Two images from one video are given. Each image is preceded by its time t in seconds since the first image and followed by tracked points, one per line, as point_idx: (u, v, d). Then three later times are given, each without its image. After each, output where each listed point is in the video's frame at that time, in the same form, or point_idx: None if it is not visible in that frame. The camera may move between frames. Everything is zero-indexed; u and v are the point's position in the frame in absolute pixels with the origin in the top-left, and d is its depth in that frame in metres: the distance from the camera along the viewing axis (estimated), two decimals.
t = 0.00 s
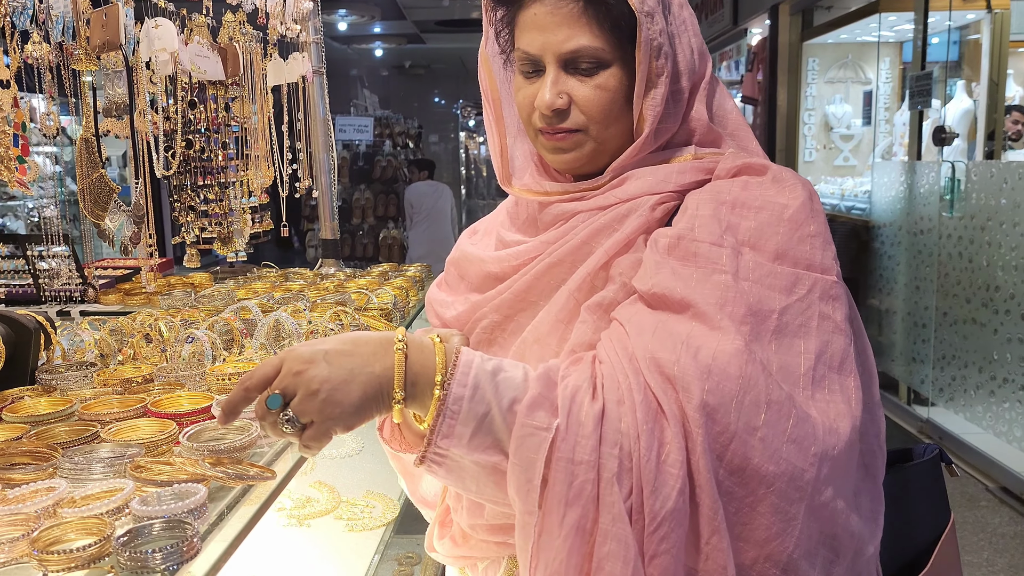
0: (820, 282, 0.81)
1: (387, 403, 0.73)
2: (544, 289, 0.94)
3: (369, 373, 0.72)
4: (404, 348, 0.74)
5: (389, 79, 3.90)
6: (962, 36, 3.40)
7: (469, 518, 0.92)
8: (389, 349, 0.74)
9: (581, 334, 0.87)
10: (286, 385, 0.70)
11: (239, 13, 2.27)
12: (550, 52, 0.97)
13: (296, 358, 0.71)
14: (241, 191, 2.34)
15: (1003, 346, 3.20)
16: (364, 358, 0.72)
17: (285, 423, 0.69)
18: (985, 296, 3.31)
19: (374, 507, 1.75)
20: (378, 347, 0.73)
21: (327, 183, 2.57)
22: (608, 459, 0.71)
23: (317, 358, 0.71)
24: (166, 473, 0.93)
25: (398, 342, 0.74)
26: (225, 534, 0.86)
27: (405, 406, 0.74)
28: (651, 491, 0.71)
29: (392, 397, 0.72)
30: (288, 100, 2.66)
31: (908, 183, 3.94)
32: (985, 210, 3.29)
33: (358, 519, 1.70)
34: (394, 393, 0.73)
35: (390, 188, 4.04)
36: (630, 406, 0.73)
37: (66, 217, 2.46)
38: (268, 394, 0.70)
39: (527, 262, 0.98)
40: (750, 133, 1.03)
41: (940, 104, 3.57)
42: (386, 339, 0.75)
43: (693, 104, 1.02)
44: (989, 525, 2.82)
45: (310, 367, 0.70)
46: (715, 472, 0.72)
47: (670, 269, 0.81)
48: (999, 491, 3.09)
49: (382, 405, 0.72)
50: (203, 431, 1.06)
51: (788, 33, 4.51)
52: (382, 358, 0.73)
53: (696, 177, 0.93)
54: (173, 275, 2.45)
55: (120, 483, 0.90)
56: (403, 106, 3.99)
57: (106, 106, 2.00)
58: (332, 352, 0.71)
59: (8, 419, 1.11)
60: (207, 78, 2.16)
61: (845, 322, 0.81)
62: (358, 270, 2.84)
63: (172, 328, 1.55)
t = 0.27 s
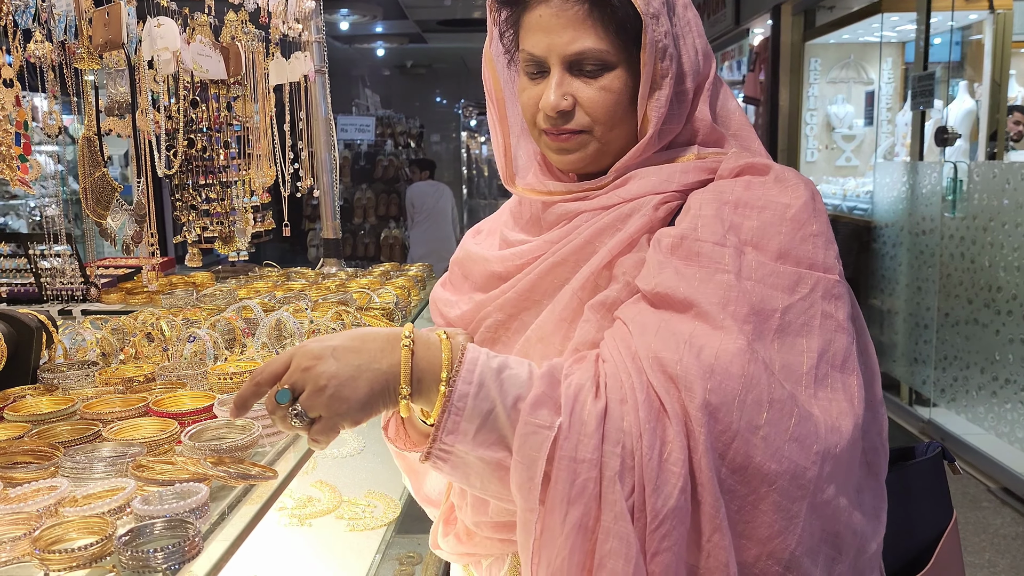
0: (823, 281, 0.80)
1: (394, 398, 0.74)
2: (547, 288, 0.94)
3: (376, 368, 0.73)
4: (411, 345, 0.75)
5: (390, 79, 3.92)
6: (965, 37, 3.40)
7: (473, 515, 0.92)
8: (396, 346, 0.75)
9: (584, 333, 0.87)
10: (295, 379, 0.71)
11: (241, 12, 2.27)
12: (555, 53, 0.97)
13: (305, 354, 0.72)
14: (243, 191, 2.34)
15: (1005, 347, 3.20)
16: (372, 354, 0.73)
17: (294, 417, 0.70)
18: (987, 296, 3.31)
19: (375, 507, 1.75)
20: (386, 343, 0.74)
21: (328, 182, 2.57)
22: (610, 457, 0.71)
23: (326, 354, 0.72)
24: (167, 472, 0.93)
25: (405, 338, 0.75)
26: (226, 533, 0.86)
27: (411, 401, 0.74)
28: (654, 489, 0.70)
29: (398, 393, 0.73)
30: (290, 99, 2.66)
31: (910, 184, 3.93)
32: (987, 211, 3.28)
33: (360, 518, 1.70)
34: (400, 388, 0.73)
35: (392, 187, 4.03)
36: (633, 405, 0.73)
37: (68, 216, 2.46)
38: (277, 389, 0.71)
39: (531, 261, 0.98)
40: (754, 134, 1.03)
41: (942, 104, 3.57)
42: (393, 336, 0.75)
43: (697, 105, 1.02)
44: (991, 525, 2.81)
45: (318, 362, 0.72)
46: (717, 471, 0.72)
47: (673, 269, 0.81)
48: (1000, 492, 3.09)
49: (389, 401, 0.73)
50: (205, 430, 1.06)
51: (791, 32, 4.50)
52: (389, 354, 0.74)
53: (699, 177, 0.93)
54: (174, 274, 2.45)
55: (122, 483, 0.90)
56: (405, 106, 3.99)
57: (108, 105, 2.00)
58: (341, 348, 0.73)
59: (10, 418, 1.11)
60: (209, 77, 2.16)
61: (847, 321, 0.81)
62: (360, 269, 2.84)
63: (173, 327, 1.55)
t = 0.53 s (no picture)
0: (823, 280, 0.80)
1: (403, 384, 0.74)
2: (551, 288, 0.94)
3: (387, 351, 0.73)
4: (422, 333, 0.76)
5: (392, 79, 3.93)
6: (967, 38, 3.39)
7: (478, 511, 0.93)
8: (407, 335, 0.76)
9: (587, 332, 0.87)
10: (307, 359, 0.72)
11: (243, 12, 2.28)
12: (558, 57, 0.97)
13: (319, 335, 0.73)
14: (245, 191, 2.34)
15: (1007, 348, 3.19)
16: (383, 339, 0.74)
17: (304, 393, 0.70)
18: (990, 297, 3.30)
19: (377, 507, 1.75)
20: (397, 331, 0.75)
21: (330, 183, 2.57)
22: (610, 450, 0.71)
23: (339, 335, 0.73)
24: (169, 472, 0.93)
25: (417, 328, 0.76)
26: (230, 533, 0.85)
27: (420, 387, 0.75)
28: (654, 481, 0.70)
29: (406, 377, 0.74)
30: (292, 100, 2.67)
31: (912, 185, 3.93)
32: (990, 212, 3.28)
33: (361, 519, 1.70)
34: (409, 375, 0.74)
35: (392, 188, 4.04)
36: (632, 399, 0.73)
37: (70, 216, 2.46)
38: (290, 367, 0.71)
39: (535, 259, 0.98)
40: (756, 137, 1.03)
41: (945, 105, 3.57)
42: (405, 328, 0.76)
43: (699, 107, 1.01)
44: (993, 527, 2.80)
45: (330, 343, 0.72)
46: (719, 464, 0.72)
47: (676, 267, 0.81)
48: (1002, 493, 3.08)
49: (397, 385, 0.74)
50: (207, 431, 1.06)
51: (792, 34, 4.54)
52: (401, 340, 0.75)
53: (702, 177, 0.92)
54: (176, 275, 2.45)
55: (124, 484, 0.91)
56: (407, 107, 3.99)
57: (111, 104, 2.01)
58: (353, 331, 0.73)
59: (12, 419, 1.11)
60: (212, 78, 2.16)
61: (848, 319, 0.81)
62: (362, 270, 2.85)
63: (176, 328, 1.55)
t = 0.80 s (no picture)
0: (822, 278, 0.80)
1: (406, 381, 0.82)
2: (556, 288, 0.94)
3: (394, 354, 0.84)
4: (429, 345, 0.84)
5: (394, 81, 3.90)
6: (969, 39, 3.39)
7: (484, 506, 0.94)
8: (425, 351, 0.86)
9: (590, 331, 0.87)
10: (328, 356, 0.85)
11: (246, 14, 2.28)
12: (557, 68, 0.97)
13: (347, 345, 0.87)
14: (248, 193, 2.34)
15: (1010, 349, 3.18)
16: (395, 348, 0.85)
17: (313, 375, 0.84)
18: (992, 299, 3.30)
19: (379, 508, 1.75)
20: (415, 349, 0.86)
21: (332, 184, 2.58)
22: (589, 445, 0.73)
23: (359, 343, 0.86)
24: (172, 473, 0.93)
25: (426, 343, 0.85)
26: (233, 534, 0.85)
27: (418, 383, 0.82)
28: (635, 473, 0.71)
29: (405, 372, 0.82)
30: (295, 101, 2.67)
31: (915, 186, 3.92)
32: (992, 213, 3.27)
33: (364, 520, 1.70)
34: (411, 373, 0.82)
35: (395, 189, 4.02)
36: (613, 394, 0.75)
37: (73, 217, 2.46)
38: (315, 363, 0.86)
39: (541, 259, 0.98)
40: (759, 138, 1.03)
41: (948, 106, 3.56)
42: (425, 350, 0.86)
43: (703, 110, 1.01)
44: (997, 528, 2.80)
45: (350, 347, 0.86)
46: (710, 454, 0.72)
47: (676, 265, 0.81)
48: (1005, 495, 3.08)
49: (399, 381, 0.82)
50: (210, 432, 1.06)
51: (795, 35, 4.55)
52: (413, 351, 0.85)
53: (705, 179, 0.92)
54: (179, 276, 2.45)
55: (127, 484, 0.91)
56: (409, 108, 3.99)
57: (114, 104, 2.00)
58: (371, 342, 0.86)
59: (15, 419, 1.11)
60: (214, 79, 2.16)
61: (847, 318, 0.80)
62: (365, 270, 2.85)
63: (178, 328, 1.55)
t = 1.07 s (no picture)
0: (815, 276, 0.80)
1: (405, 400, 0.92)
2: (561, 289, 0.94)
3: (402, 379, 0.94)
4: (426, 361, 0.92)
5: (396, 82, 3.94)
6: (971, 41, 3.39)
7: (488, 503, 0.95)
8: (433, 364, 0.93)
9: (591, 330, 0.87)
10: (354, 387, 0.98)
11: (248, 16, 2.28)
12: (557, 77, 0.97)
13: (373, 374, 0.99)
14: (250, 194, 2.35)
15: (1012, 351, 3.18)
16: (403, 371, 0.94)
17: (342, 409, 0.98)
18: (994, 300, 3.29)
19: (381, 510, 1.77)
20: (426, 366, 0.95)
21: (334, 186, 2.59)
22: (572, 442, 0.75)
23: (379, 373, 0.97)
24: (174, 475, 0.94)
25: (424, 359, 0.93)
26: (236, 535, 0.85)
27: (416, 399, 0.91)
28: (615, 465, 0.72)
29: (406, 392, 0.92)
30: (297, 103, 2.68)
31: (916, 188, 3.92)
32: (995, 215, 3.27)
33: (366, 522, 1.72)
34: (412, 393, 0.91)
35: (396, 192, 4.05)
36: (596, 391, 0.76)
37: (76, 219, 2.46)
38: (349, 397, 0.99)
39: (549, 261, 0.98)
40: (761, 140, 1.03)
41: (949, 108, 3.56)
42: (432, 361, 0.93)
43: (704, 113, 1.01)
44: (998, 531, 2.79)
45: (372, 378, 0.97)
46: (696, 444, 0.71)
47: (671, 262, 0.82)
48: (1007, 497, 3.07)
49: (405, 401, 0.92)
50: (212, 433, 1.06)
51: (796, 37, 4.56)
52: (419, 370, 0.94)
53: (707, 181, 0.92)
54: (181, 277, 2.45)
55: (129, 485, 0.91)
56: (411, 109, 4.02)
57: (116, 105, 2.00)
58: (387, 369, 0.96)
59: (18, 421, 1.11)
60: (216, 80, 2.17)
61: (836, 317, 0.80)
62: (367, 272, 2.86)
63: (181, 330, 1.56)
